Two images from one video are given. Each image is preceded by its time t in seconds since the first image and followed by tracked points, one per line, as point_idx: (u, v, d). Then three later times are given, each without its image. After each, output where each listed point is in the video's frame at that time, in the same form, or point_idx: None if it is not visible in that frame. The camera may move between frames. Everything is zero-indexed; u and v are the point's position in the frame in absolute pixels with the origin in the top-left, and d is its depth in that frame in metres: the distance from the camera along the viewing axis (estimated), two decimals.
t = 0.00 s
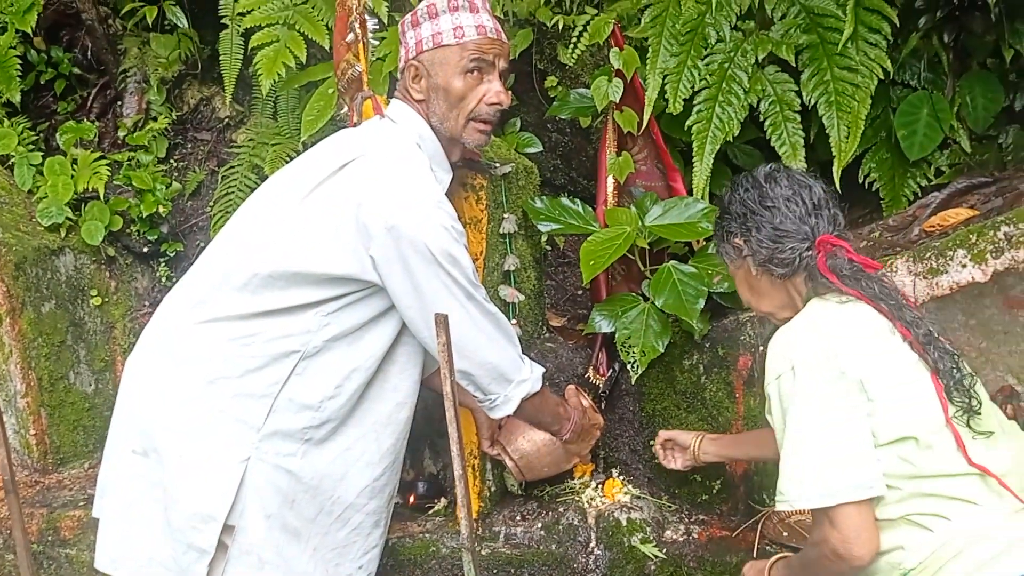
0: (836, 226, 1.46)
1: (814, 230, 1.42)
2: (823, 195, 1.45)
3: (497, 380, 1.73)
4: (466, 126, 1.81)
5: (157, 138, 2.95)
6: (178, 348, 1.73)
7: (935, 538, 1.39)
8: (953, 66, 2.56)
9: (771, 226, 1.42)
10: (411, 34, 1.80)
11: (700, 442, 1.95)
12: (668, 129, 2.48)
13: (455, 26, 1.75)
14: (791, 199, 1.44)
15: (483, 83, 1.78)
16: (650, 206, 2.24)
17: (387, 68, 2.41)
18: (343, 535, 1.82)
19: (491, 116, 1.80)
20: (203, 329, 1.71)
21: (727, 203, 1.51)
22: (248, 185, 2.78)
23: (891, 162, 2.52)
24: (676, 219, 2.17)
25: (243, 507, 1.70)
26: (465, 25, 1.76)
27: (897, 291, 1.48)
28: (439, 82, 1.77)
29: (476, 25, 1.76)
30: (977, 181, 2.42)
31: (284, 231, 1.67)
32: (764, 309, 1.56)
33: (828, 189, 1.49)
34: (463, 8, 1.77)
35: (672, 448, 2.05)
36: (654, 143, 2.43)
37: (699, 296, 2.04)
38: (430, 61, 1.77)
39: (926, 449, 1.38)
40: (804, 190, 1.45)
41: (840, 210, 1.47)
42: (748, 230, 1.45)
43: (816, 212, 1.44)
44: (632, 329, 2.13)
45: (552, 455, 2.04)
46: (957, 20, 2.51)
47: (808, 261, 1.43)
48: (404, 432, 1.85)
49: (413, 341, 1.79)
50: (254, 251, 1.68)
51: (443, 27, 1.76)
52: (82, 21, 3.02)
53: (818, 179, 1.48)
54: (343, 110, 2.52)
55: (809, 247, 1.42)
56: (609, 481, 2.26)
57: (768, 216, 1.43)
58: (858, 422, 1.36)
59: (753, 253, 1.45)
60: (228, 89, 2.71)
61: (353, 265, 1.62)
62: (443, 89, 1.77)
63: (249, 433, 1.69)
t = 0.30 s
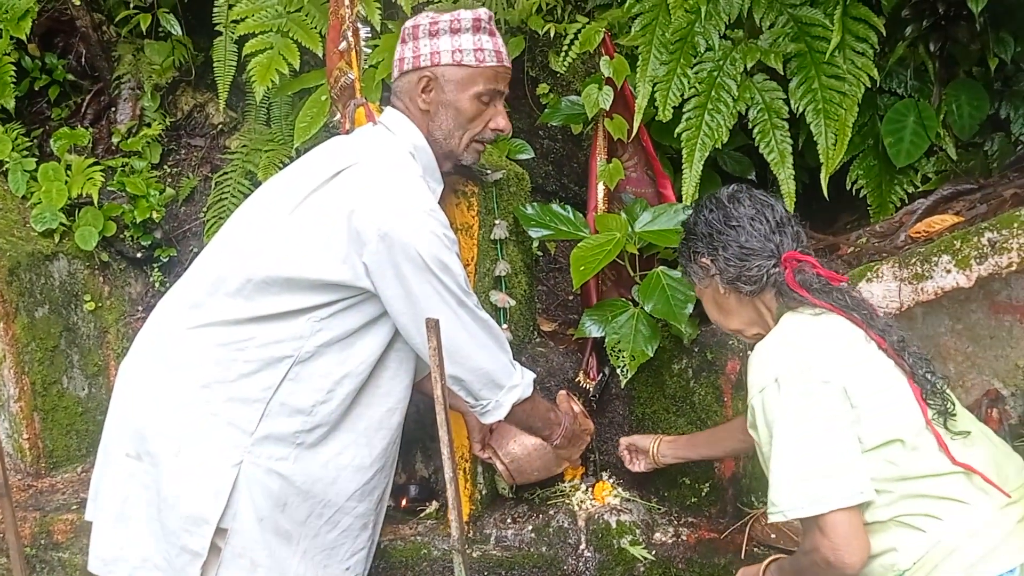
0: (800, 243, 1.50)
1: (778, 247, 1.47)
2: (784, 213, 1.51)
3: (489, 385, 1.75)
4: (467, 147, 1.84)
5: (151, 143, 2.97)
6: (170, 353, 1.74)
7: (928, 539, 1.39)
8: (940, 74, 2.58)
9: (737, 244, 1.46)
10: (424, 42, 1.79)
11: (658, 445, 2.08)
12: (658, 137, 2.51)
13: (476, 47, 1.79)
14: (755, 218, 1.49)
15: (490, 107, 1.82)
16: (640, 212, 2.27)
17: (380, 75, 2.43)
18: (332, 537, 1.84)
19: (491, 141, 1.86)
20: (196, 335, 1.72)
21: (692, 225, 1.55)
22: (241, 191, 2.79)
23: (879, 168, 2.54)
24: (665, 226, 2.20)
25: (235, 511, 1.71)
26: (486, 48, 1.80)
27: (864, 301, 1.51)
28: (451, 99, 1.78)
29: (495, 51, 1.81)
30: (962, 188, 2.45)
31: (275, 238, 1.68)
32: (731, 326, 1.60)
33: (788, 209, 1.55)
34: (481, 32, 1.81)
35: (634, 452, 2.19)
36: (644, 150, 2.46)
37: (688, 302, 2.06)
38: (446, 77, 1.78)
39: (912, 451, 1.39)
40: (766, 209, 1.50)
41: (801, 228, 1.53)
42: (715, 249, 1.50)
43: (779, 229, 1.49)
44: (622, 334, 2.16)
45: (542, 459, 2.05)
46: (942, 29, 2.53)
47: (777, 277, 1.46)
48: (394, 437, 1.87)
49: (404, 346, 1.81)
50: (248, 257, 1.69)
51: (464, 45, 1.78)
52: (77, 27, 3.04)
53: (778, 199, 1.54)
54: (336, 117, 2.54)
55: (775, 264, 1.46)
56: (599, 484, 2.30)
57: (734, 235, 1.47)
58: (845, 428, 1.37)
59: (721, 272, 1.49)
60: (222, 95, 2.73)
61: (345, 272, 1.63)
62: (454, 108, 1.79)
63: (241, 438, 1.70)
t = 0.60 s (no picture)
0: (775, 245, 1.52)
1: (753, 250, 1.48)
2: (759, 216, 1.52)
3: (479, 385, 1.74)
4: (459, 154, 1.85)
5: (141, 143, 2.97)
6: (158, 352, 1.74)
7: (908, 534, 1.40)
8: (927, 74, 2.61)
9: (712, 247, 1.48)
10: (437, 47, 1.79)
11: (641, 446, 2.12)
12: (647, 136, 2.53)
13: (487, 60, 1.80)
14: (729, 221, 1.50)
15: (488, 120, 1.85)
16: (628, 212, 2.28)
17: (370, 74, 2.43)
18: (321, 534, 1.85)
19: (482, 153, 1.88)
20: (183, 334, 1.72)
21: (669, 229, 1.58)
22: (231, 191, 2.80)
23: (866, 168, 2.56)
24: (653, 225, 2.21)
25: (225, 509, 1.71)
26: (495, 62, 1.81)
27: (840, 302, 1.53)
28: (455, 108, 1.80)
29: (503, 67, 1.83)
30: (948, 187, 2.47)
31: (262, 237, 1.68)
32: (709, 330, 1.63)
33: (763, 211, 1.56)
34: (493, 46, 1.82)
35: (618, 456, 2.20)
36: (633, 150, 2.49)
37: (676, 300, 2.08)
38: (454, 86, 1.79)
39: (892, 448, 1.41)
40: (741, 211, 1.52)
41: (776, 230, 1.54)
42: (690, 253, 1.52)
43: (754, 232, 1.50)
44: (610, 333, 2.17)
45: (532, 458, 2.06)
46: (930, 28, 2.56)
47: (751, 279, 1.48)
48: (384, 435, 1.88)
49: (394, 346, 1.81)
50: (237, 255, 1.69)
51: (476, 57, 1.79)
52: (67, 27, 3.03)
53: (753, 201, 1.55)
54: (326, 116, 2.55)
55: (750, 266, 1.47)
56: (587, 482, 2.32)
57: (709, 238, 1.49)
58: (824, 427, 1.38)
59: (697, 275, 1.51)
60: (212, 95, 2.73)
61: (336, 271, 1.63)
62: (455, 116, 1.80)
63: (231, 436, 1.70)
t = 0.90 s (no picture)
0: (762, 242, 1.53)
1: (740, 247, 1.49)
2: (747, 213, 1.53)
3: (469, 385, 1.75)
4: (450, 153, 1.87)
5: (131, 144, 2.96)
6: (147, 352, 1.73)
7: (888, 537, 1.41)
8: (915, 74, 2.62)
9: (700, 245, 1.49)
10: (425, 46, 1.79)
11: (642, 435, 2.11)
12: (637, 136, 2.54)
13: (475, 59, 1.80)
14: (717, 218, 1.51)
15: (478, 119, 1.86)
16: (618, 212, 2.29)
17: (360, 75, 2.44)
18: (311, 535, 1.84)
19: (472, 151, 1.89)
20: (172, 334, 1.71)
21: (657, 226, 1.59)
22: (221, 191, 2.79)
23: (854, 167, 2.58)
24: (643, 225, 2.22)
25: (216, 510, 1.70)
26: (484, 60, 1.82)
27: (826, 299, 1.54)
28: (445, 108, 1.80)
29: (491, 64, 1.84)
30: (936, 186, 2.48)
31: (252, 237, 1.68)
32: (698, 327, 1.64)
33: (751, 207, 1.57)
34: (481, 44, 1.83)
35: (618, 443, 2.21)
36: (623, 149, 2.50)
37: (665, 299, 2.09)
38: (443, 86, 1.79)
39: (874, 450, 1.42)
40: (729, 208, 1.53)
41: (765, 227, 1.55)
42: (678, 250, 1.53)
43: (742, 228, 1.51)
44: (600, 333, 2.18)
45: (523, 457, 2.06)
46: (917, 29, 2.58)
47: (739, 277, 1.48)
48: (375, 436, 1.88)
49: (385, 346, 1.81)
50: (227, 255, 1.68)
51: (464, 56, 1.79)
52: (57, 27, 3.02)
53: (741, 197, 1.56)
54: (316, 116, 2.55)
55: (737, 264, 1.48)
56: (578, 481, 2.34)
57: (697, 235, 1.50)
58: (807, 429, 1.39)
59: (685, 272, 1.52)
60: (202, 95, 2.73)
61: (327, 272, 1.63)
62: (446, 117, 1.81)
63: (221, 437, 1.69)
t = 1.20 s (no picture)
0: (764, 230, 1.52)
1: (740, 236, 1.49)
2: (751, 199, 1.52)
3: (464, 382, 1.74)
4: (443, 143, 1.85)
5: (122, 143, 2.96)
6: (139, 351, 1.72)
7: (866, 545, 1.42)
8: (906, 72, 2.63)
9: (700, 232, 1.49)
10: (397, 41, 1.79)
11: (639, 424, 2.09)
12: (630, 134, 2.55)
13: (449, 44, 1.79)
14: (719, 205, 1.50)
15: (464, 103, 1.84)
16: (611, 211, 2.29)
17: (352, 74, 2.44)
18: (307, 535, 1.84)
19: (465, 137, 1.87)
20: (165, 334, 1.70)
21: (659, 211, 1.59)
22: (213, 191, 2.79)
23: (846, 165, 2.59)
24: (636, 223, 2.23)
25: (210, 510, 1.70)
26: (458, 45, 1.81)
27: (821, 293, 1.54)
28: (426, 96, 1.79)
29: (467, 47, 1.82)
30: (927, 184, 2.49)
31: (246, 237, 1.67)
32: (696, 314, 1.64)
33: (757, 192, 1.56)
34: (454, 29, 1.81)
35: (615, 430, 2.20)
36: (615, 148, 2.51)
37: (658, 298, 2.10)
38: (420, 75, 1.78)
39: (860, 456, 1.42)
40: (733, 194, 1.51)
41: (770, 215, 1.53)
42: (677, 236, 1.53)
43: (745, 216, 1.50)
44: (593, 331, 2.19)
45: (519, 454, 2.05)
46: (907, 27, 2.59)
47: (737, 267, 1.49)
48: (369, 435, 1.88)
49: (378, 344, 1.81)
50: (219, 255, 1.68)
51: (437, 43, 1.78)
52: (48, 27, 3.01)
53: (747, 183, 1.55)
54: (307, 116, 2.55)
55: (736, 254, 1.48)
56: (572, 479, 2.33)
57: (697, 223, 1.50)
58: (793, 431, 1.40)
59: (683, 260, 1.52)
60: (194, 95, 2.72)
61: (319, 271, 1.63)
62: (429, 104, 1.79)
63: (214, 437, 1.68)
